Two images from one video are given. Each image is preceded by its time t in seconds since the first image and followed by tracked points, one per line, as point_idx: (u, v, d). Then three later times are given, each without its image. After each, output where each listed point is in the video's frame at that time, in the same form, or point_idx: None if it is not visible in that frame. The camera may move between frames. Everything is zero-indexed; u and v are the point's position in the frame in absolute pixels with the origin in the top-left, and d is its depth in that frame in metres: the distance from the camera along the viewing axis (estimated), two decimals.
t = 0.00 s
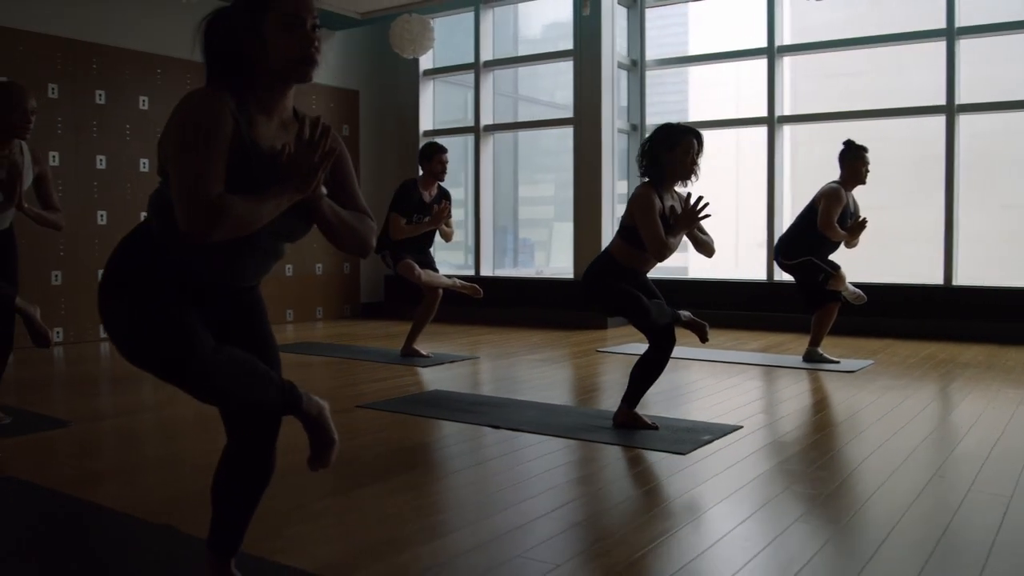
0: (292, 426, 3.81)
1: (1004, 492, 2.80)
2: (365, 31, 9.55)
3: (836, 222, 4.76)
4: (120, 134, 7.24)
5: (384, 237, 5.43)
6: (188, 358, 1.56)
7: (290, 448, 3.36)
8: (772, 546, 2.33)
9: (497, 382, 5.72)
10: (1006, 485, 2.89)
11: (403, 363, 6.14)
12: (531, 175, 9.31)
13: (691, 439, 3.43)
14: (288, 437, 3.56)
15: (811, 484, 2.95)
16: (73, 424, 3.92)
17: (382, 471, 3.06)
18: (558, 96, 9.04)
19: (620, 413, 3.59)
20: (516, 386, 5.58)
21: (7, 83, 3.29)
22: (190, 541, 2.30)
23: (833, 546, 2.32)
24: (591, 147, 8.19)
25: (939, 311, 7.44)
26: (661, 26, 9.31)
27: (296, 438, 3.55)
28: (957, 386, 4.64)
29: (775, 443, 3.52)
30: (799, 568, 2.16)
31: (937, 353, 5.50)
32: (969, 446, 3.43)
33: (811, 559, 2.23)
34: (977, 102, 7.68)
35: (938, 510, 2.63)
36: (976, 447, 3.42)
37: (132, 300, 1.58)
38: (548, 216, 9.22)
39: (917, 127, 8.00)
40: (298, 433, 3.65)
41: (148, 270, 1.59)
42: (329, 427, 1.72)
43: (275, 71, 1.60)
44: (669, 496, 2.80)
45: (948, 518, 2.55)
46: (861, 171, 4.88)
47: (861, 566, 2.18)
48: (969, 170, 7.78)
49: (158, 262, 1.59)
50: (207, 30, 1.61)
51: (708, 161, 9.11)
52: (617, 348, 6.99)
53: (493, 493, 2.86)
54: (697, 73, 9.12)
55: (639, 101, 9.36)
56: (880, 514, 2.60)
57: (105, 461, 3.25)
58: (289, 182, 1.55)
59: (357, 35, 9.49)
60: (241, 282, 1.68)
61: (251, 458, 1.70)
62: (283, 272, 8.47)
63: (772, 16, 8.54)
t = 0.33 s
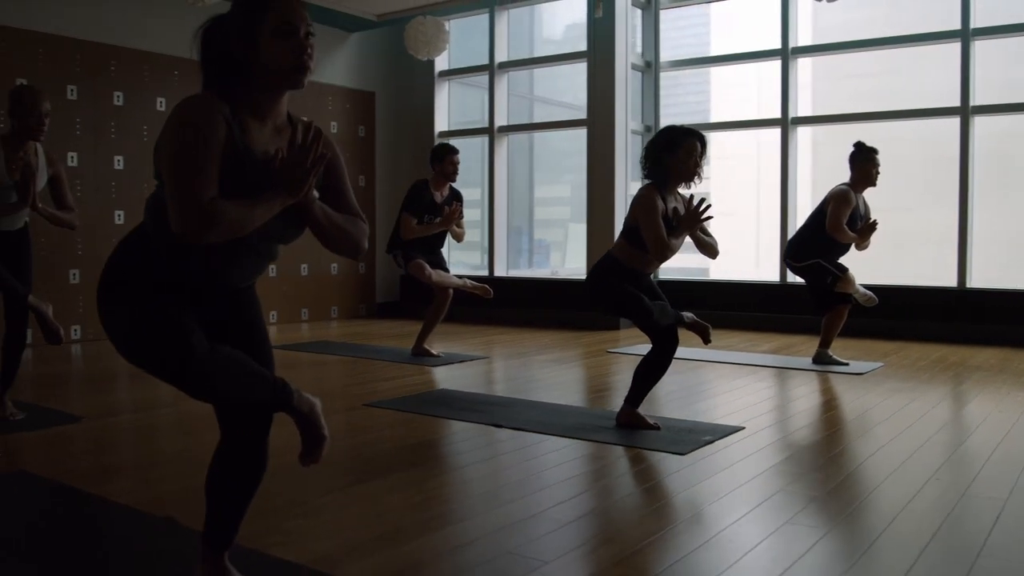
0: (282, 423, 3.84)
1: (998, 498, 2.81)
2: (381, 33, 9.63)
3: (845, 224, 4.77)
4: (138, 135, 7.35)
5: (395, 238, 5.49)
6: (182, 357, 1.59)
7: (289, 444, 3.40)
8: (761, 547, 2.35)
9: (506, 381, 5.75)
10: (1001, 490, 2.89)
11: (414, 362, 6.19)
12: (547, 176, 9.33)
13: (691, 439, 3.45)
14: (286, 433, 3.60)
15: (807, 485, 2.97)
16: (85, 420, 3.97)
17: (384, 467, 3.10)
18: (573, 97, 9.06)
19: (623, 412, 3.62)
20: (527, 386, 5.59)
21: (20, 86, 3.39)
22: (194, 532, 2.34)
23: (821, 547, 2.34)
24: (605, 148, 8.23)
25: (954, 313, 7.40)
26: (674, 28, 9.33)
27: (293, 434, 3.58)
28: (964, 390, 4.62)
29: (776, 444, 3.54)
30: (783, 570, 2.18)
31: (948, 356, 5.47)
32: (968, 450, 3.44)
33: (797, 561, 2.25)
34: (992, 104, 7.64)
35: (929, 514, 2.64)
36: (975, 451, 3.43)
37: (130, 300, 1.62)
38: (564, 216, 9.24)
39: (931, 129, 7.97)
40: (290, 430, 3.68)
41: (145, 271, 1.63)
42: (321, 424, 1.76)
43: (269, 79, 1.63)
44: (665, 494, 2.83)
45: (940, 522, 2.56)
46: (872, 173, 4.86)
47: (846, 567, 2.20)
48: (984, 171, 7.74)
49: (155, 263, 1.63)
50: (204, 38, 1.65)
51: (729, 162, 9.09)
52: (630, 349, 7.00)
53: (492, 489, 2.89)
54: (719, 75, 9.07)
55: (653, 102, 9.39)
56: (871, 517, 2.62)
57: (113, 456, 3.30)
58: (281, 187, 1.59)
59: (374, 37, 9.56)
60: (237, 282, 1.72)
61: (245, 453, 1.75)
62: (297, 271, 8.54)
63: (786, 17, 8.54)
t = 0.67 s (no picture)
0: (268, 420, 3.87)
1: (989, 504, 2.81)
2: (398, 36, 9.72)
3: (854, 227, 4.80)
4: (157, 136, 7.46)
5: (407, 239, 5.54)
6: (180, 355, 1.65)
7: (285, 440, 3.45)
8: (749, 547, 2.38)
9: (517, 381, 5.79)
10: (994, 496, 2.90)
11: (425, 362, 6.25)
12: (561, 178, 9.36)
13: (693, 440, 3.48)
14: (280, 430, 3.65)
15: (803, 487, 2.99)
16: (99, 416, 4.05)
17: (387, 464, 3.15)
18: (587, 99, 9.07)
19: (626, 413, 3.65)
20: (537, 387, 5.62)
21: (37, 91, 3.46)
22: (200, 526, 2.39)
23: (808, 548, 2.36)
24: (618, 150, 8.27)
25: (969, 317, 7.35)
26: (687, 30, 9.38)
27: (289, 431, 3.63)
28: (972, 393, 4.62)
29: (777, 446, 3.56)
30: (768, 570, 2.21)
31: (957, 359, 5.47)
32: (966, 456, 3.45)
33: (783, 562, 2.27)
34: (1006, 106, 7.62)
35: (919, 519, 2.65)
36: (973, 456, 3.44)
37: (131, 299, 1.68)
38: (580, 218, 9.24)
39: (945, 132, 7.96)
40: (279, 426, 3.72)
41: (146, 271, 1.69)
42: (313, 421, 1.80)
43: (267, 86, 1.69)
44: (662, 493, 2.86)
45: (927, 527, 2.57)
46: (881, 175, 4.87)
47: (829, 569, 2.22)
48: (998, 174, 7.72)
49: (156, 264, 1.69)
50: (205, 46, 1.71)
51: (747, 164, 9.07)
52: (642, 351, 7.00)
53: (492, 486, 2.94)
54: (740, 76, 9.06)
55: (667, 104, 9.42)
56: (861, 520, 2.63)
57: (123, 452, 3.37)
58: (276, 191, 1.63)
59: (391, 40, 9.66)
60: (236, 282, 1.77)
61: (240, 447, 1.80)
62: (312, 272, 8.63)
63: (800, 20, 8.55)
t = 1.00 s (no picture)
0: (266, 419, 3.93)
1: (983, 499, 2.85)
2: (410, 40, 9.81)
3: (859, 228, 4.82)
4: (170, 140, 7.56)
5: (416, 241, 5.61)
6: (182, 352, 1.71)
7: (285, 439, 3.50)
8: (743, 541, 2.41)
9: (525, 381, 5.84)
10: (988, 492, 2.94)
11: (434, 362, 6.31)
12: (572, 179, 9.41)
13: (694, 439, 3.52)
14: (279, 430, 3.68)
15: (802, 482, 3.03)
16: (112, 414, 4.13)
17: (392, 461, 3.21)
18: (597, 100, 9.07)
19: (629, 411, 3.70)
20: (546, 387, 5.66)
21: (53, 98, 3.53)
22: (206, 521, 2.45)
23: (799, 542, 2.39)
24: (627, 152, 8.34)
25: (979, 318, 7.34)
26: (697, 32, 9.42)
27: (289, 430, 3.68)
28: (976, 393, 4.63)
29: (778, 443, 3.59)
30: (759, 563, 2.24)
31: (964, 359, 5.48)
32: (965, 452, 3.48)
33: (774, 555, 2.30)
34: (1014, 108, 7.62)
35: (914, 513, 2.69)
36: (972, 453, 3.47)
37: (136, 299, 1.74)
38: (591, 220, 9.26)
39: (954, 133, 7.97)
40: (275, 425, 3.77)
41: (151, 272, 1.75)
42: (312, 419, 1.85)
43: (268, 92, 1.75)
44: (662, 488, 2.90)
45: (920, 520, 2.61)
46: (888, 177, 4.88)
47: (820, 560, 2.26)
48: (1006, 175, 7.73)
49: (160, 264, 1.76)
50: (209, 55, 1.77)
51: (758, 165, 9.09)
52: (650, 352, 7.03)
53: (494, 480, 2.99)
54: (755, 77, 9.05)
55: (676, 105, 9.46)
56: (856, 514, 2.67)
57: (134, 449, 3.45)
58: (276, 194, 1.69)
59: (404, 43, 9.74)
60: (239, 282, 1.83)
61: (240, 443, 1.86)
62: (324, 274, 8.73)
63: (808, 21, 8.57)
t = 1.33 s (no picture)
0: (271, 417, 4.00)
1: (976, 491, 2.91)
2: (418, 43, 9.89)
3: (860, 229, 4.87)
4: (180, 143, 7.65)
5: (423, 242, 5.69)
6: (188, 350, 1.78)
7: (291, 435, 3.57)
8: (733, 534, 2.46)
9: (531, 381, 5.90)
10: (981, 485, 2.99)
11: (441, 362, 6.38)
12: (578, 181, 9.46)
13: (693, 436, 3.57)
14: (285, 427, 3.76)
15: (798, 476, 3.09)
16: (123, 412, 4.21)
17: (395, 457, 3.27)
18: (604, 102, 9.12)
19: (629, 409, 3.76)
20: (551, 386, 5.72)
21: (67, 103, 3.62)
22: (213, 515, 2.52)
23: (789, 536, 2.44)
24: (633, 153, 8.40)
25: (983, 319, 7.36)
26: (707, 33, 9.47)
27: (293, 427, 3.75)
28: (976, 392, 4.67)
29: (777, 440, 3.65)
30: (748, 554, 2.29)
31: (965, 359, 5.52)
32: (961, 447, 3.53)
33: (762, 547, 2.35)
34: (1017, 109, 7.66)
35: (908, 505, 2.76)
36: (968, 448, 3.52)
37: (145, 299, 1.81)
38: (598, 221, 9.33)
39: (958, 134, 8.01)
40: (281, 422, 3.84)
41: (160, 273, 1.83)
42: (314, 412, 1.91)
43: (272, 99, 1.82)
44: (659, 483, 2.96)
45: (911, 512, 2.67)
46: (889, 178, 4.93)
47: (811, 551, 2.33)
48: (1010, 175, 7.76)
49: (168, 266, 1.83)
50: (216, 63, 1.84)
51: (764, 166, 9.13)
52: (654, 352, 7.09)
53: (495, 475, 3.05)
54: (767, 78, 9.05)
55: (682, 107, 9.52)
56: (849, 506, 2.74)
57: (145, 445, 3.53)
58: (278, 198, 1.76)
59: (412, 46, 9.82)
60: (245, 282, 1.90)
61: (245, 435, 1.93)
62: (333, 275, 8.81)
63: (813, 24, 8.62)
